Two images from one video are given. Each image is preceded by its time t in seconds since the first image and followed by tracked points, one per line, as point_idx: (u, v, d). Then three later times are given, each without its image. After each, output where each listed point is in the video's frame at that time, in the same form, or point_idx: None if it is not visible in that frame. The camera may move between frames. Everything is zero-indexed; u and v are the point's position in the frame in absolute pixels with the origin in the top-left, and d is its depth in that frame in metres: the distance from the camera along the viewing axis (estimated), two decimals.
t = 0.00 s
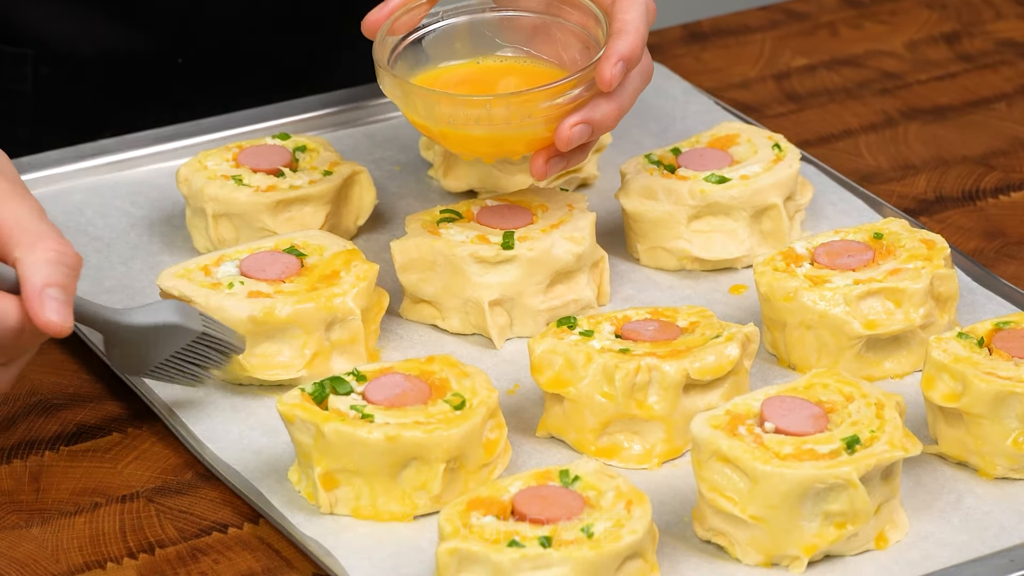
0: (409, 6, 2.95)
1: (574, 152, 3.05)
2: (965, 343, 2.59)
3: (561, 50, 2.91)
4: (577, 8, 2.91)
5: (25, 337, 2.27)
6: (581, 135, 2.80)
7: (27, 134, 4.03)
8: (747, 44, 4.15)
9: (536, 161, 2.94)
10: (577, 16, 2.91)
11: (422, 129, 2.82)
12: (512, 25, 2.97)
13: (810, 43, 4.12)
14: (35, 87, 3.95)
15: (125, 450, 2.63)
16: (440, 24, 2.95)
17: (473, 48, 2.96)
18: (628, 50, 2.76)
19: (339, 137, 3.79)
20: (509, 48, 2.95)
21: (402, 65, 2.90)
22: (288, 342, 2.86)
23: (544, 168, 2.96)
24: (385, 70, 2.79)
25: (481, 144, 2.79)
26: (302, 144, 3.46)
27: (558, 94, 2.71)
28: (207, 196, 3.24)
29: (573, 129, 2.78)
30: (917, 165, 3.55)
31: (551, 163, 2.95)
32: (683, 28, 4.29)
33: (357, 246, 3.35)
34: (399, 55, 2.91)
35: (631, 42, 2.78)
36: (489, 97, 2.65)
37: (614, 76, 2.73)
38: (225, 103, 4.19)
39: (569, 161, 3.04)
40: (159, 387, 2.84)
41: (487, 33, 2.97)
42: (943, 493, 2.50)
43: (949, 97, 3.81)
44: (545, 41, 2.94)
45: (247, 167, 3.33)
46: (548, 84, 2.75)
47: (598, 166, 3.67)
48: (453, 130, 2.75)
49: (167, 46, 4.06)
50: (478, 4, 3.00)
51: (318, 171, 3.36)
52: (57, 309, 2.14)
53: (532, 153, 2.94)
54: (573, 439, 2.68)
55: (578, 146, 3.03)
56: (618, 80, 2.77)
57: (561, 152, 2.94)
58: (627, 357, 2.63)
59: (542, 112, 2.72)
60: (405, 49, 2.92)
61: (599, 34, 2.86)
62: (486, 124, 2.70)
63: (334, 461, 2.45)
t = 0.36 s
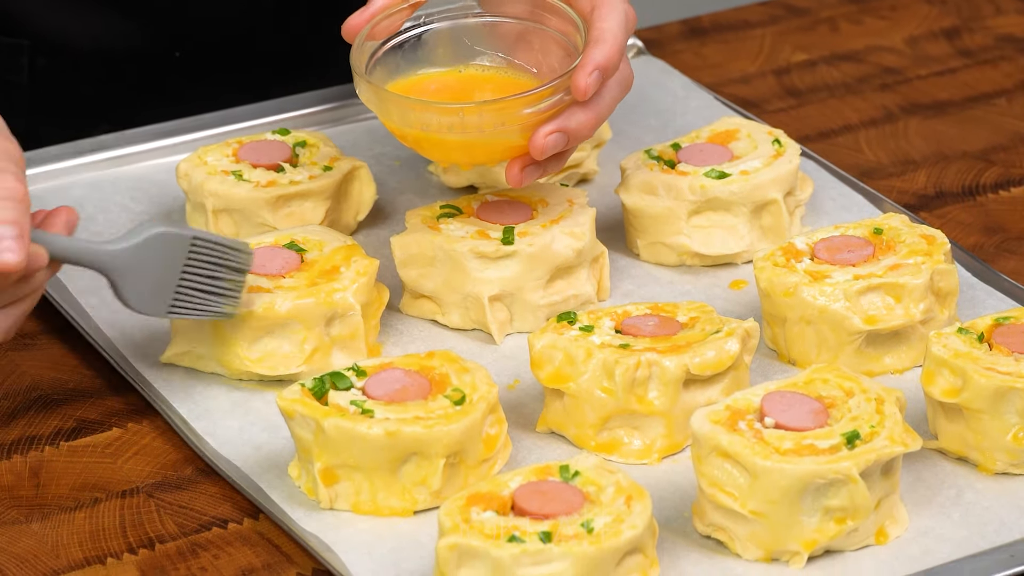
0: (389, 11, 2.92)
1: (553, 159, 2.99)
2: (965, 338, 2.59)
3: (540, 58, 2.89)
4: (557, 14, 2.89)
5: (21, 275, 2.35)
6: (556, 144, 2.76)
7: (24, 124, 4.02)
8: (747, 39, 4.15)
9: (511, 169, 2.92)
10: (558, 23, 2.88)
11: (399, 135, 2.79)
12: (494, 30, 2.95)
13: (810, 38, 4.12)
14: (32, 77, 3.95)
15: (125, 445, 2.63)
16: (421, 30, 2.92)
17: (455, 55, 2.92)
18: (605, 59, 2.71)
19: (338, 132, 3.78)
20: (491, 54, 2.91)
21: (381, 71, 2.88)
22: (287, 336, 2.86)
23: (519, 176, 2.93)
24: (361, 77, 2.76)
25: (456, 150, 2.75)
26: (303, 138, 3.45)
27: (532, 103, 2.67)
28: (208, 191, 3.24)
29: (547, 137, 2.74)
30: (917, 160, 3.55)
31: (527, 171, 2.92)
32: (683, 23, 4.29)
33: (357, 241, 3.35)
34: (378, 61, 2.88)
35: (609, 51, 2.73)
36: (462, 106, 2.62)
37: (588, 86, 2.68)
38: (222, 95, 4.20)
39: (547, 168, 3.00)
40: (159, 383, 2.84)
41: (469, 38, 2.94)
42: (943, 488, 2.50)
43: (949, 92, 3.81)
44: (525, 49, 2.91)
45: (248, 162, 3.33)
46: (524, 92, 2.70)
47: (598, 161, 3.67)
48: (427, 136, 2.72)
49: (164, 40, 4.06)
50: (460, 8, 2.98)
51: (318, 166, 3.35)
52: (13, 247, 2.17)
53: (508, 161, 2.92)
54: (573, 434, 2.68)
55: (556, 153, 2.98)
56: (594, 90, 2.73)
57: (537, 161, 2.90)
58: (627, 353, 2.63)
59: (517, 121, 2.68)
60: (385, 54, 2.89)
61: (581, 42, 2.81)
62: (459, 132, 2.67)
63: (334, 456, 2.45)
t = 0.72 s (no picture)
0: (366, 12, 2.91)
1: (525, 160, 2.97)
2: (965, 334, 2.59)
3: (517, 60, 2.84)
4: (533, 14, 2.84)
5: None
6: (526, 145, 2.74)
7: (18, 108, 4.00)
8: (747, 35, 4.15)
9: (482, 170, 2.89)
10: (535, 23, 2.84)
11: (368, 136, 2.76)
12: (471, 31, 2.92)
13: (810, 33, 4.12)
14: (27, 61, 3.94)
15: (125, 441, 2.63)
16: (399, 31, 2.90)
17: (432, 55, 2.91)
18: (574, 61, 2.67)
19: (338, 127, 3.78)
20: (467, 55, 2.90)
21: (354, 72, 2.84)
22: (287, 332, 2.86)
23: (490, 177, 2.91)
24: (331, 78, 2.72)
25: (425, 153, 2.72)
26: (303, 134, 3.45)
27: (500, 105, 2.63)
28: (208, 187, 3.24)
29: (516, 139, 2.72)
30: (917, 156, 3.55)
31: (498, 173, 2.90)
32: (683, 19, 4.28)
33: (357, 237, 3.35)
34: (352, 62, 2.85)
35: (578, 53, 2.69)
36: (429, 108, 2.58)
37: (557, 87, 2.64)
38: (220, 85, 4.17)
39: (520, 169, 2.98)
40: (159, 378, 2.84)
41: (445, 40, 2.92)
42: (943, 483, 2.50)
43: (949, 88, 3.81)
44: (503, 49, 2.88)
45: (248, 158, 3.33)
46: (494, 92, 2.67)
47: (598, 157, 3.67)
48: (397, 138, 2.68)
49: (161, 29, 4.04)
50: (438, 8, 2.96)
51: (318, 162, 3.35)
52: None
53: (478, 162, 2.89)
54: (573, 430, 2.68)
55: (530, 154, 2.96)
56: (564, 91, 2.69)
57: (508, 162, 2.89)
58: (627, 348, 2.63)
59: (484, 122, 2.64)
60: (360, 56, 2.86)
61: (552, 41, 2.78)
62: (428, 134, 2.64)
63: (334, 452, 2.45)
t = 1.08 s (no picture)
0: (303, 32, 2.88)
1: (457, 178, 2.93)
2: (965, 329, 2.59)
3: (449, 78, 2.81)
4: (469, 35, 2.82)
5: None
6: (453, 164, 2.70)
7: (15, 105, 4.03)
8: (747, 30, 4.14)
9: (411, 188, 2.85)
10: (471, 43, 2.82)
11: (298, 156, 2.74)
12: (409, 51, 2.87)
13: (810, 29, 4.11)
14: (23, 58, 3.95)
15: (125, 437, 2.63)
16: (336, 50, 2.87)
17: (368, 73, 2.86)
18: (498, 78, 2.66)
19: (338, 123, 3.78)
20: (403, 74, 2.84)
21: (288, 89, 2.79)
22: (287, 328, 2.86)
23: (421, 196, 2.87)
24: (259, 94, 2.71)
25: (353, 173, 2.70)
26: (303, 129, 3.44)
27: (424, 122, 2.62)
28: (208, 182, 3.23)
29: (442, 156, 2.68)
30: (917, 151, 3.54)
31: (428, 192, 2.85)
32: (683, 14, 4.27)
33: (357, 232, 3.35)
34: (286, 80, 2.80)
35: (503, 70, 2.67)
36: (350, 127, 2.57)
37: (480, 104, 2.63)
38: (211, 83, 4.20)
39: (452, 188, 2.93)
40: (159, 374, 2.84)
41: (384, 58, 2.87)
42: (944, 479, 2.50)
43: (949, 84, 3.81)
44: (440, 70, 2.83)
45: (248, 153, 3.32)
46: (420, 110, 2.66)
47: (598, 152, 3.67)
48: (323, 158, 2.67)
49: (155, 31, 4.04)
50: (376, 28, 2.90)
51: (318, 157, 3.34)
52: None
53: (409, 181, 2.85)
54: (573, 426, 2.68)
55: (460, 173, 2.92)
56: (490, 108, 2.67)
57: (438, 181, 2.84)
58: (627, 344, 2.63)
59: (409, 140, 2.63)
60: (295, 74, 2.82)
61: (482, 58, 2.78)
62: (353, 153, 2.63)
63: (334, 448, 2.45)
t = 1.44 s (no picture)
0: (308, 26, 2.83)
1: (467, 174, 2.89)
2: (965, 325, 2.59)
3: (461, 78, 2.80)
4: (480, 35, 2.79)
5: None
6: (467, 159, 2.67)
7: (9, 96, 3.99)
8: (747, 26, 4.14)
9: (420, 182, 2.81)
10: (481, 43, 2.80)
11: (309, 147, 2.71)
12: (416, 51, 2.87)
13: (810, 24, 4.11)
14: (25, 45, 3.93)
15: (125, 432, 2.63)
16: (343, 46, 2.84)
17: (373, 71, 2.86)
18: (518, 73, 2.64)
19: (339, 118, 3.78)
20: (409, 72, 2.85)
21: (296, 81, 2.76)
22: (287, 322, 2.86)
23: (429, 190, 2.83)
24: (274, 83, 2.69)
25: (368, 166, 2.67)
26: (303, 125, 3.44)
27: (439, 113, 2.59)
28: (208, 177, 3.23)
29: (457, 150, 2.64)
30: (917, 147, 3.54)
31: (437, 186, 2.81)
32: (683, 10, 4.27)
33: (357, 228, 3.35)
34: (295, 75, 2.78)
35: (523, 66, 2.66)
36: (367, 113, 2.55)
37: (499, 98, 2.61)
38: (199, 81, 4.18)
39: (458, 185, 2.89)
40: (159, 369, 2.84)
41: (390, 57, 2.87)
42: (944, 474, 2.50)
43: (949, 79, 3.81)
44: (447, 70, 2.82)
45: (247, 149, 3.32)
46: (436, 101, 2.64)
47: (598, 148, 3.66)
48: (336, 146, 2.64)
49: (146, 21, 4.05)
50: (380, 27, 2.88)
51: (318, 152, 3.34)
52: None
53: (419, 175, 2.82)
54: (573, 421, 2.68)
55: (471, 169, 2.88)
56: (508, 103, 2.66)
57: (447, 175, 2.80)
58: (627, 339, 2.63)
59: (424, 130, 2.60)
60: (301, 69, 2.80)
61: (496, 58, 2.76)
62: (366, 142, 2.60)
63: (334, 443, 2.45)
